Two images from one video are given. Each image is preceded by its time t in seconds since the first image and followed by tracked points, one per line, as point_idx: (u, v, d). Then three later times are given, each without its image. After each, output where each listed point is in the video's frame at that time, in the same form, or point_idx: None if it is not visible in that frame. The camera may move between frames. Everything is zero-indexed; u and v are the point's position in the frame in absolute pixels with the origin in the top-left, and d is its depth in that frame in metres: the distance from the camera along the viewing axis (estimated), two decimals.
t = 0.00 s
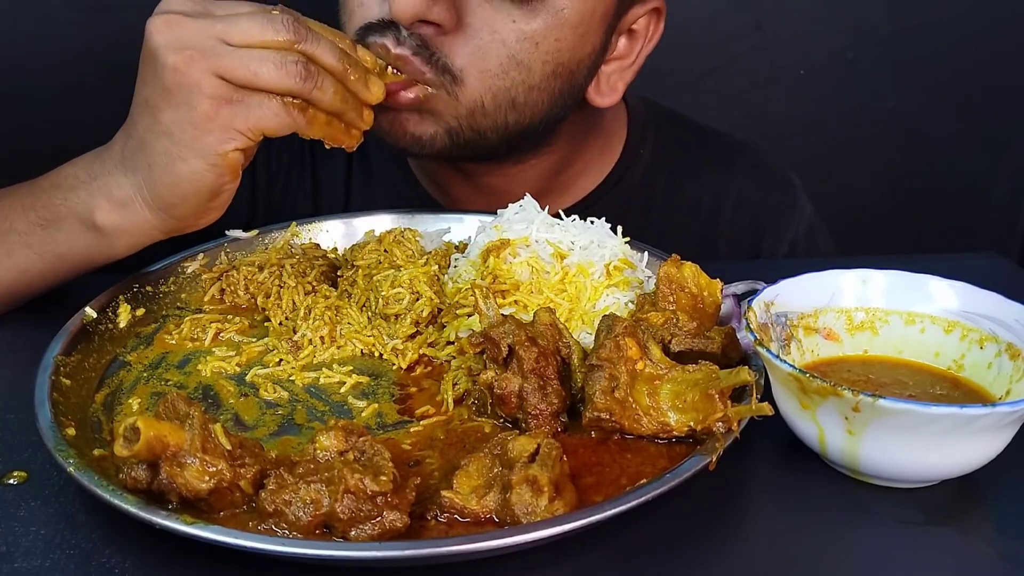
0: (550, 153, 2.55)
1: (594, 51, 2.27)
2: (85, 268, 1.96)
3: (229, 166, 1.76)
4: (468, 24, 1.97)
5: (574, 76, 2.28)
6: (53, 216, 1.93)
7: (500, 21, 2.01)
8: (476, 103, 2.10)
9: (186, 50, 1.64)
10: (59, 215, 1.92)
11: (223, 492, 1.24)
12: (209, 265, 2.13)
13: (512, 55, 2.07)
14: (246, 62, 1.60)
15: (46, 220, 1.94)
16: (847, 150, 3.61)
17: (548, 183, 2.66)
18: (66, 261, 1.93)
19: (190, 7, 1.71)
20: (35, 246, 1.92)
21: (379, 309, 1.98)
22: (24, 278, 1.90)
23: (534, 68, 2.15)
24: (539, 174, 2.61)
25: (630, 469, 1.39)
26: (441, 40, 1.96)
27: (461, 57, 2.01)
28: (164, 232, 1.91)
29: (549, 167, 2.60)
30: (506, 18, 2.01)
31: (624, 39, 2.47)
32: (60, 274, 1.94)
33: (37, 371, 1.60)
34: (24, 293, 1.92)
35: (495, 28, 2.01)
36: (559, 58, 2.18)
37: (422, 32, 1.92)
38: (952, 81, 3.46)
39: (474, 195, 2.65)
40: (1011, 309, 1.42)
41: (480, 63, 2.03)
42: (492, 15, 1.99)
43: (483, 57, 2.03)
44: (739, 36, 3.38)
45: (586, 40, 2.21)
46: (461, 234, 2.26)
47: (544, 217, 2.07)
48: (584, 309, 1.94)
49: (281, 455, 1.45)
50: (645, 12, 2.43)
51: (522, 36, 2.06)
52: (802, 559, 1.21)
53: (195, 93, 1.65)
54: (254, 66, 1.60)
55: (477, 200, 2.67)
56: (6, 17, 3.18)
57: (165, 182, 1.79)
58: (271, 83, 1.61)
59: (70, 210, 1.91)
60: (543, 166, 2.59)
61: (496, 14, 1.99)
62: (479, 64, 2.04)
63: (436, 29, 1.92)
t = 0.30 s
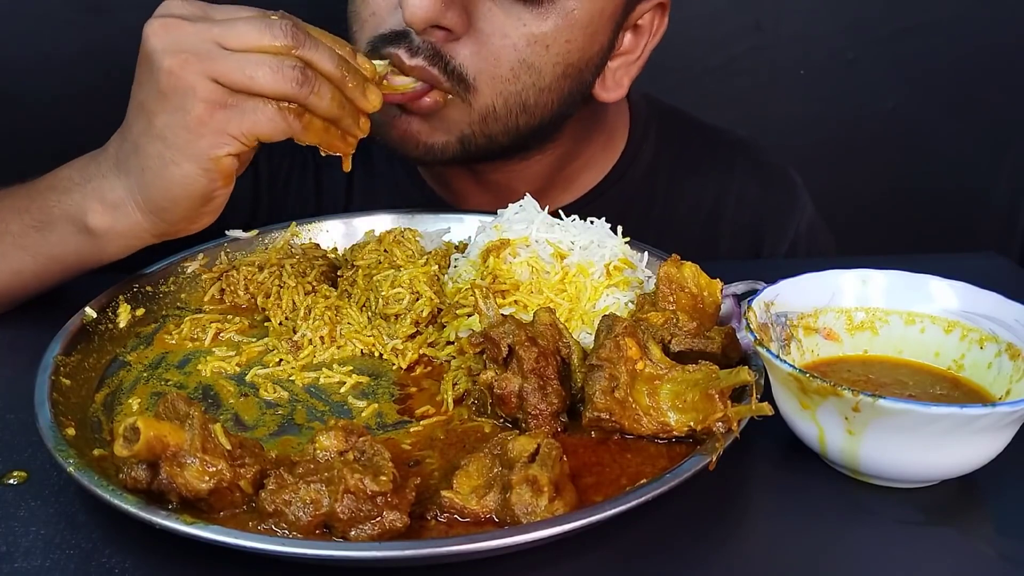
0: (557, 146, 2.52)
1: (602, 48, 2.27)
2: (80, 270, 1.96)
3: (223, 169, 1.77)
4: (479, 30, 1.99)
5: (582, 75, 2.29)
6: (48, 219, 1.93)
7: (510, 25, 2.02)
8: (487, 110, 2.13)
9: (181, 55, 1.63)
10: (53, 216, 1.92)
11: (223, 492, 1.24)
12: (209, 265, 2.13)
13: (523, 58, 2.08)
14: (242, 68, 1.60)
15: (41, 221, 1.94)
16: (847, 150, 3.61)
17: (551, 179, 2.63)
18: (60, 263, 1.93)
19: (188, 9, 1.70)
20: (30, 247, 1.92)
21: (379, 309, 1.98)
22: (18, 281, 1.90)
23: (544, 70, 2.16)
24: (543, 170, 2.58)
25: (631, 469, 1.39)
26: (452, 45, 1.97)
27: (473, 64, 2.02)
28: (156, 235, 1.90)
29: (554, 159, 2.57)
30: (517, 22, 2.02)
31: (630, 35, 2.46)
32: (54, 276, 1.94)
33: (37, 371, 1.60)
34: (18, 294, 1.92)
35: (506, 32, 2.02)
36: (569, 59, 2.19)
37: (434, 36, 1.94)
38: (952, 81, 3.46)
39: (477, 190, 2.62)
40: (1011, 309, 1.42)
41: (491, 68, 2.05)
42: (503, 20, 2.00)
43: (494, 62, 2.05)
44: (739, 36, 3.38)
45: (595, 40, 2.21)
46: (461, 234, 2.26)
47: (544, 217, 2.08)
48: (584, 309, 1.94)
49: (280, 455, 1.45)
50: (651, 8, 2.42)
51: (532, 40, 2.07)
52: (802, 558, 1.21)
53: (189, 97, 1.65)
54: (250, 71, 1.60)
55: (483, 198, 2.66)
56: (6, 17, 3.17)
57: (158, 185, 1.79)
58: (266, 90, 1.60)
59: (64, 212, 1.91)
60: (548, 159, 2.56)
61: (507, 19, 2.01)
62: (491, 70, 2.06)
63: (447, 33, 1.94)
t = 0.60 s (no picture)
0: (562, 140, 2.58)
1: (604, 32, 2.26)
2: None
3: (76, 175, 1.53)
4: (480, 33, 2.00)
5: (589, 60, 2.29)
6: None
7: (508, 21, 2.02)
8: (498, 109, 2.16)
9: (90, 39, 1.43)
10: None
11: (223, 492, 1.24)
12: (209, 265, 2.12)
13: (525, 53, 2.09)
14: (135, 72, 1.38)
15: None
16: (846, 150, 3.61)
17: (557, 173, 2.69)
18: None
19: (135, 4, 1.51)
20: None
21: (379, 309, 1.98)
22: None
23: (547, 61, 2.16)
24: (550, 164, 2.64)
25: (630, 468, 1.39)
26: (454, 52, 1.99)
27: (477, 68, 2.04)
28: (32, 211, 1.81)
29: (561, 153, 2.63)
30: (516, 17, 2.02)
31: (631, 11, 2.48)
32: None
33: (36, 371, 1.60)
34: None
35: (506, 30, 2.03)
36: (572, 44, 2.18)
37: (436, 47, 1.95)
38: (952, 82, 3.46)
39: (490, 187, 2.67)
40: (1011, 309, 1.42)
41: (496, 69, 2.07)
42: (502, 18, 2.01)
43: (498, 61, 2.06)
44: (739, 36, 3.37)
45: (597, 21, 2.20)
46: (461, 234, 2.26)
47: (544, 217, 2.08)
48: (584, 309, 1.94)
49: (280, 455, 1.45)
50: None
51: (532, 33, 2.07)
52: (802, 559, 1.21)
53: (74, 78, 1.44)
54: (137, 80, 1.38)
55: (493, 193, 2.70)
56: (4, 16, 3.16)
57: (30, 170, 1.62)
58: (149, 95, 1.37)
59: None
60: (555, 154, 2.62)
61: (505, 16, 2.01)
62: (496, 70, 2.08)
63: (448, 42, 1.95)
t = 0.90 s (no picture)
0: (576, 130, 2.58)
1: (610, 19, 2.26)
2: None
3: None
4: (485, 32, 2.03)
5: (599, 49, 2.29)
6: None
7: (510, 18, 2.04)
8: (514, 104, 2.20)
9: (53, 146, 1.29)
10: None
11: (223, 492, 1.24)
12: (208, 265, 2.12)
13: (531, 49, 2.10)
14: (32, 187, 1.20)
15: None
16: (846, 150, 3.61)
17: (566, 166, 2.69)
18: None
19: (130, 149, 1.33)
20: None
21: (378, 309, 1.98)
22: None
23: (555, 54, 2.17)
24: (560, 157, 2.64)
25: (630, 468, 1.39)
26: (461, 53, 2.04)
27: (486, 67, 2.08)
28: None
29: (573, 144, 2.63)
30: (517, 14, 2.04)
31: None
32: None
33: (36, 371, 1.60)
34: None
35: (509, 28, 2.05)
36: (578, 35, 2.18)
37: (443, 49, 2.02)
38: (952, 82, 3.47)
39: (497, 179, 2.66)
40: (1010, 309, 1.42)
41: (505, 66, 2.10)
42: (504, 16, 2.03)
43: (505, 59, 2.09)
44: (739, 36, 3.37)
45: (601, 9, 2.19)
46: (461, 234, 2.26)
47: (544, 217, 2.08)
48: (583, 309, 1.94)
49: (280, 455, 1.45)
50: None
51: (535, 28, 2.07)
52: (802, 559, 1.21)
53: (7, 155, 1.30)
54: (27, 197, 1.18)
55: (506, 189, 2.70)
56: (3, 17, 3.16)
57: None
58: (13, 219, 1.18)
59: None
60: (567, 145, 2.62)
61: (507, 14, 2.03)
62: (505, 68, 2.11)
63: (454, 45, 2.01)
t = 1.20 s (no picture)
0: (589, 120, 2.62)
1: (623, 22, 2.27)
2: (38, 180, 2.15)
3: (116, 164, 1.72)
4: (506, 49, 2.07)
5: (611, 47, 2.29)
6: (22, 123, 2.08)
7: (530, 36, 2.07)
8: (532, 113, 2.25)
9: (207, 93, 1.48)
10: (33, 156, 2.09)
11: (223, 493, 1.24)
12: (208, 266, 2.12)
13: (551, 62, 2.15)
14: (224, 149, 1.43)
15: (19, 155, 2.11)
16: (846, 150, 3.61)
17: (575, 159, 2.72)
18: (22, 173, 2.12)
19: (265, 74, 1.54)
20: None
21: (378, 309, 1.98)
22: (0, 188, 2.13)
23: (573, 64, 2.21)
24: (571, 148, 2.67)
25: (630, 468, 1.39)
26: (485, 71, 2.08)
27: (507, 82, 2.13)
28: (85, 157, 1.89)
29: (584, 134, 2.67)
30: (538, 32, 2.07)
31: None
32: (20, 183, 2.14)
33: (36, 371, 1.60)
34: None
35: (529, 44, 2.08)
36: (595, 45, 2.21)
37: (467, 70, 2.06)
38: (952, 81, 3.46)
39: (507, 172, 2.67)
40: (1010, 309, 1.42)
41: (525, 80, 2.15)
42: (525, 33, 2.06)
43: (525, 73, 2.14)
44: (739, 35, 3.37)
45: (615, 13, 2.20)
46: (462, 234, 2.26)
47: (544, 217, 2.08)
48: (584, 309, 1.94)
49: (280, 455, 1.45)
50: None
51: (555, 42, 2.11)
52: (801, 559, 1.21)
53: (172, 105, 1.52)
54: (217, 151, 1.43)
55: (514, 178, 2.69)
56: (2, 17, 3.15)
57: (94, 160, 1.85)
58: (214, 177, 1.44)
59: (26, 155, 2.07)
60: (580, 136, 2.66)
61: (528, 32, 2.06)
62: (525, 80, 2.15)
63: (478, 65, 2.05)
